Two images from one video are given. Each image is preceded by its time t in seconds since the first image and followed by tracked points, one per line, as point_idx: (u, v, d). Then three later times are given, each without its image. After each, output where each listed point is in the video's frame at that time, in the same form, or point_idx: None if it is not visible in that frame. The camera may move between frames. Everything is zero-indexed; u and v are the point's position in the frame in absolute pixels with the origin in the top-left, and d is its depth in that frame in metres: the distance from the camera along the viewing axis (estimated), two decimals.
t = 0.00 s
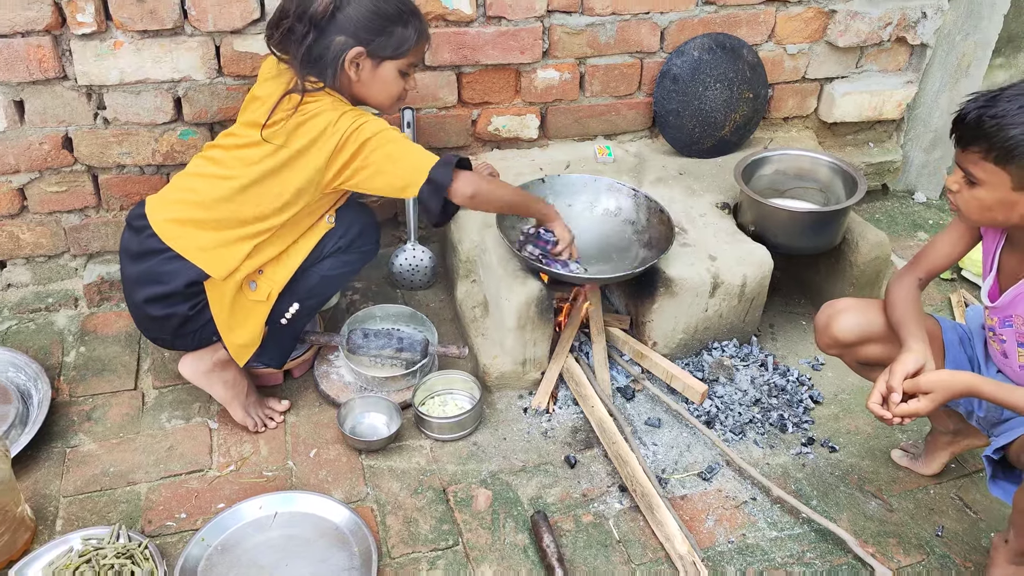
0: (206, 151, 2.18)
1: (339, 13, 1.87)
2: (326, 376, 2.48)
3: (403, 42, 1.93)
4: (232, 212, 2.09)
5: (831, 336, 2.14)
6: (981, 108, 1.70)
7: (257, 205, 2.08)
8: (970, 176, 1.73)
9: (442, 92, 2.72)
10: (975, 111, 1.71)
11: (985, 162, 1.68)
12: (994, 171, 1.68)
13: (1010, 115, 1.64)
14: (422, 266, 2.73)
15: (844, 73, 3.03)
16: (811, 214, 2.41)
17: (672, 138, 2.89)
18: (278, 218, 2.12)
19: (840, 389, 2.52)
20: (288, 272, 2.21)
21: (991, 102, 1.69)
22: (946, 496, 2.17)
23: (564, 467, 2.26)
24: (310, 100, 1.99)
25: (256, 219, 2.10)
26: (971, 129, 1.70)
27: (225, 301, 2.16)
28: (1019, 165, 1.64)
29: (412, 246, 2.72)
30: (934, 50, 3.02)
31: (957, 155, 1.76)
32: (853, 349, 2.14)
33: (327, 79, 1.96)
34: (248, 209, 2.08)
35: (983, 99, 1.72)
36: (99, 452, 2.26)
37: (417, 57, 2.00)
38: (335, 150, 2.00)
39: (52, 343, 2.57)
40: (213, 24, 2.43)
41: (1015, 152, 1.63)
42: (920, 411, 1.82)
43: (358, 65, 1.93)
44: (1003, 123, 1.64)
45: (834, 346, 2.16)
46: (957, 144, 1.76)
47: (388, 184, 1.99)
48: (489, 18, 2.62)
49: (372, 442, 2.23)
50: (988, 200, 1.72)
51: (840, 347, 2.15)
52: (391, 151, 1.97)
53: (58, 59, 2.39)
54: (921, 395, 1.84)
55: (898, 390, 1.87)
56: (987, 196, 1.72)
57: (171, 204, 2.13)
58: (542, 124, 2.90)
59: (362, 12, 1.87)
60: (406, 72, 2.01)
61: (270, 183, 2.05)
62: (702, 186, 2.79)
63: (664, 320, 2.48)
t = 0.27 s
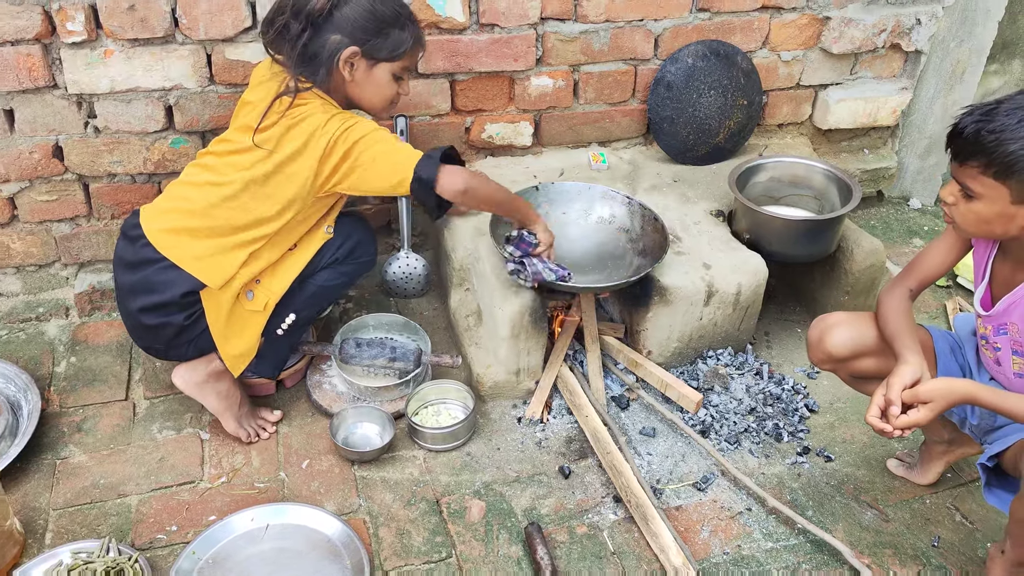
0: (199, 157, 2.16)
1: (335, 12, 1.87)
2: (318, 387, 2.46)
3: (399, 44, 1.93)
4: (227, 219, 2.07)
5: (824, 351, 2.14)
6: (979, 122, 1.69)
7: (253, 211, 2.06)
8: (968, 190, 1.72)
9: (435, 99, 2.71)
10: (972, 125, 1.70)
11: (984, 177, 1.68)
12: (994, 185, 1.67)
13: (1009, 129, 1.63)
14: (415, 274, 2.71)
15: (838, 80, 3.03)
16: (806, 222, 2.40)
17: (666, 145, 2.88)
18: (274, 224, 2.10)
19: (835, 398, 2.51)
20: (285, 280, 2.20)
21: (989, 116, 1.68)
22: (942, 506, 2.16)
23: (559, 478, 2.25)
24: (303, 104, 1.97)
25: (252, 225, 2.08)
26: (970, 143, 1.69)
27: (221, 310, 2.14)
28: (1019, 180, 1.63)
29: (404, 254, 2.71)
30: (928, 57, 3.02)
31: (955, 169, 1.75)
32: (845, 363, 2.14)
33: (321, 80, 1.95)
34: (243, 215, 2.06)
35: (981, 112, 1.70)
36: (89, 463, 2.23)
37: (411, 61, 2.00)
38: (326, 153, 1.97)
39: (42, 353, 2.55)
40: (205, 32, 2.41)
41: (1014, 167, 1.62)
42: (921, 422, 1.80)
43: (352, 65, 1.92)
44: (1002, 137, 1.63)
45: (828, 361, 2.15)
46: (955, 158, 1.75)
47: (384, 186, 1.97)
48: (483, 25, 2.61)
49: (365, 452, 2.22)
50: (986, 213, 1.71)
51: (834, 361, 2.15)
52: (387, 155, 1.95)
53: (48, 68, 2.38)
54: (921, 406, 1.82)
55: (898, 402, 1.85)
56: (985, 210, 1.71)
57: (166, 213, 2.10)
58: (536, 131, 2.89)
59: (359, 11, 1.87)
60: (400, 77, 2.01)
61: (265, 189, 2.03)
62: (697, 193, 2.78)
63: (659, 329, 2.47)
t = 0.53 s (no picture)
0: (195, 164, 2.14)
1: (324, 17, 1.86)
2: (315, 392, 2.46)
3: (391, 45, 1.92)
4: (224, 225, 2.06)
5: (821, 356, 2.13)
6: (970, 127, 1.69)
7: (250, 218, 2.05)
8: (961, 196, 1.72)
9: (431, 104, 2.71)
10: (964, 131, 1.69)
11: (977, 182, 1.67)
12: (987, 190, 1.67)
13: (1001, 134, 1.63)
14: (411, 279, 2.73)
15: (834, 84, 3.03)
16: (803, 227, 2.40)
17: (663, 149, 2.88)
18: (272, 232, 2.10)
19: (833, 403, 2.50)
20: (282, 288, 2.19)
21: (981, 121, 1.68)
22: (940, 512, 2.16)
23: (555, 484, 2.24)
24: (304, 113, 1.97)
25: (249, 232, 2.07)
26: (962, 149, 1.69)
27: (218, 317, 2.13)
28: (1012, 185, 1.63)
29: (400, 259, 2.72)
30: (924, 61, 3.02)
31: (947, 174, 1.75)
32: (842, 369, 2.14)
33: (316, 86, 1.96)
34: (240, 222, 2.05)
35: (973, 117, 1.70)
36: (84, 470, 2.22)
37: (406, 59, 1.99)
38: (325, 163, 1.97)
39: (37, 359, 2.54)
40: (200, 38, 2.41)
41: (1006, 172, 1.62)
42: (920, 428, 1.80)
43: (345, 68, 1.92)
44: (994, 142, 1.63)
45: (825, 366, 2.15)
46: (947, 163, 1.75)
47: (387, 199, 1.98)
48: (479, 30, 2.61)
49: (361, 458, 2.21)
50: (981, 219, 1.71)
51: (831, 367, 2.15)
52: (391, 166, 1.97)
53: (43, 73, 2.37)
54: (920, 412, 1.82)
55: (896, 409, 1.85)
56: (980, 215, 1.71)
57: (162, 219, 2.09)
58: (532, 136, 2.89)
59: (348, 14, 1.86)
60: (395, 76, 1.99)
61: (264, 197, 2.03)
62: (694, 198, 2.77)
63: (656, 334, 2.46)
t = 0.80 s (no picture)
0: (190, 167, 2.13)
1: (307, 26, 1.85)
2: (311, 397, 2.45)
3: (376, 49, 1.91)
4: (220, 231, 2.05)
5: (819, 360, 2.13)
6: (966, 130, 1.69)
7: (246, 224, 2.05)
8: (957, 199, 1.72)
9: (428, 109, 2.71)
10: (960, 134, 1.70)
11: (973, 185, 1.67)
12: (983, 194, 1.67)
13: (996, 137, 1.63)
14: (408, 283, 2.73)
15: (831, 88, 3.03)
16: (799, 231, 2.40)
17: (659, 153, 2.88)
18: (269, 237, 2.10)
19: (830, 407, 2.50)
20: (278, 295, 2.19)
21: (976, 124, 1.68)
22: (937, 516, 2.15)
23: (552, 488, 2.23)
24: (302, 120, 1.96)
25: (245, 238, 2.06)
26: (957, 152, 1.69)
27: (214, 322, 2.12)
28: (1007, 189, 1.63)
29: (396, 264, 2.72)
30: (921, 65, 3.02)
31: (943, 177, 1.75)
32: (840, 373, 2.13)
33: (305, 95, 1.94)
34: (236, 228, 2.05)
35: (969, 121, 1.70)
36: (79, 476, 2.21)
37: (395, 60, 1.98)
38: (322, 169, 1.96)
39: (33, 365, 2.54)
40: (196, 43, 2.41)
41: (1002, 175, 1.62)
42: (920, 433, 1.79)
43: (333, 77, 1.90)
44: (989, 145, 1.63)
45: (822, 370, 2.14)
46: (943, 166, 1.75)
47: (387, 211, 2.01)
48: (475, 35, 2.61)
49: (357, 464, 2.20)
50: (977, 222, 1.71)
51: (828, 371, 2.14)
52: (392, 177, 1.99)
53: (39, 78, 2.37)
54: (920, 417, 1.81)
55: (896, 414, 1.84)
56: (976, 219, 1.71)
57: (158, 226, 2.09)
58: (529, 140, 2.89)
59: (331, 22, 1.84)
60: (384, 78, 1.98)
61: (261, 203, 2.02)
62: (690, 202, 2.77)
63: (653, 338, 2.46)
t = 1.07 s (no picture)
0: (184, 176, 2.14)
1: (314, 43, 1.85)
2: (304, 404, 2.44)
3: (381, 66, 1.93)
4: (211, 240, 2.06)
5: (810, 370, 2.13)
6: (950, 143, 1.69)
7: (236, 233, 2.05)
8: (944, 211, 1.72)
9: (421, 115, 2.71)
10: (944, 147, 1.70)
11: (960, 198, 1.68)
12: (970, 206, 1.67)
13: (981, 149, 1.64)
14: (402, 289, 2.74)
15: (824, 94, 3.04)
16: (792, 237, 2.40)
17: (653, 159, 2.88)
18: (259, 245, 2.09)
19: (824, 412, 2.50)
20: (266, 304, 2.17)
21: (960, 136, 1.68)
22: (931, 522, 2.15)
23: (545, 495, 2.23)
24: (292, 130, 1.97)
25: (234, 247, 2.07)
26: (943, 165, 1.69)
27: (201, 330, 2.12)
28: (994, 200, 1.63)
29: (391, 270, 2.74)
30: (913, 70, 3.03)
31: (930, 189, 1.75)
32: (831, 382, 2.13)
33: (310, 110, 1.95)
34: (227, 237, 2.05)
35: (953, 133, 1.70)
36: (71, 484, 2.20)
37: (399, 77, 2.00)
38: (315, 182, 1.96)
39: (25, 372, 2.53)
40: (189, 49, 2.41)
41: (988, 187, 1.63)
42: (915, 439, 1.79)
43: (339, 93, 1.92)
44: (974, 158, 1.63)
45: (814, 380, 2.14)
46: (929, 179, 1.75)
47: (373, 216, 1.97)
48: (468, 41, 2.61)
49: (350, 471, 2.19)
50: (965, 233, 1.72)
51: (820, 380, 2.14)
52: (377, 183, 1.95)
53: (31, 85, 2.37)
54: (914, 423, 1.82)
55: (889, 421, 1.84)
56: (964, 230, 1.71)
57: (149, 232, 2.10)
58: (522, 146, 2.89)
59: (338, 40, 1.85)
60: (388, 94, 2.00)
61: (250, 212, 2.02)
62: (684, 208, 2.77)
63: (646, 344, 2.46)
